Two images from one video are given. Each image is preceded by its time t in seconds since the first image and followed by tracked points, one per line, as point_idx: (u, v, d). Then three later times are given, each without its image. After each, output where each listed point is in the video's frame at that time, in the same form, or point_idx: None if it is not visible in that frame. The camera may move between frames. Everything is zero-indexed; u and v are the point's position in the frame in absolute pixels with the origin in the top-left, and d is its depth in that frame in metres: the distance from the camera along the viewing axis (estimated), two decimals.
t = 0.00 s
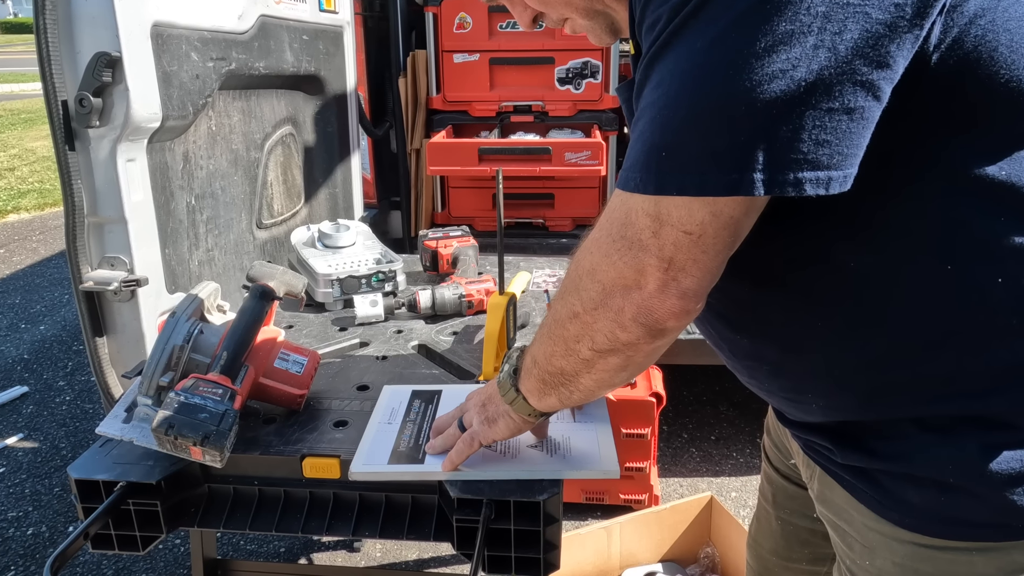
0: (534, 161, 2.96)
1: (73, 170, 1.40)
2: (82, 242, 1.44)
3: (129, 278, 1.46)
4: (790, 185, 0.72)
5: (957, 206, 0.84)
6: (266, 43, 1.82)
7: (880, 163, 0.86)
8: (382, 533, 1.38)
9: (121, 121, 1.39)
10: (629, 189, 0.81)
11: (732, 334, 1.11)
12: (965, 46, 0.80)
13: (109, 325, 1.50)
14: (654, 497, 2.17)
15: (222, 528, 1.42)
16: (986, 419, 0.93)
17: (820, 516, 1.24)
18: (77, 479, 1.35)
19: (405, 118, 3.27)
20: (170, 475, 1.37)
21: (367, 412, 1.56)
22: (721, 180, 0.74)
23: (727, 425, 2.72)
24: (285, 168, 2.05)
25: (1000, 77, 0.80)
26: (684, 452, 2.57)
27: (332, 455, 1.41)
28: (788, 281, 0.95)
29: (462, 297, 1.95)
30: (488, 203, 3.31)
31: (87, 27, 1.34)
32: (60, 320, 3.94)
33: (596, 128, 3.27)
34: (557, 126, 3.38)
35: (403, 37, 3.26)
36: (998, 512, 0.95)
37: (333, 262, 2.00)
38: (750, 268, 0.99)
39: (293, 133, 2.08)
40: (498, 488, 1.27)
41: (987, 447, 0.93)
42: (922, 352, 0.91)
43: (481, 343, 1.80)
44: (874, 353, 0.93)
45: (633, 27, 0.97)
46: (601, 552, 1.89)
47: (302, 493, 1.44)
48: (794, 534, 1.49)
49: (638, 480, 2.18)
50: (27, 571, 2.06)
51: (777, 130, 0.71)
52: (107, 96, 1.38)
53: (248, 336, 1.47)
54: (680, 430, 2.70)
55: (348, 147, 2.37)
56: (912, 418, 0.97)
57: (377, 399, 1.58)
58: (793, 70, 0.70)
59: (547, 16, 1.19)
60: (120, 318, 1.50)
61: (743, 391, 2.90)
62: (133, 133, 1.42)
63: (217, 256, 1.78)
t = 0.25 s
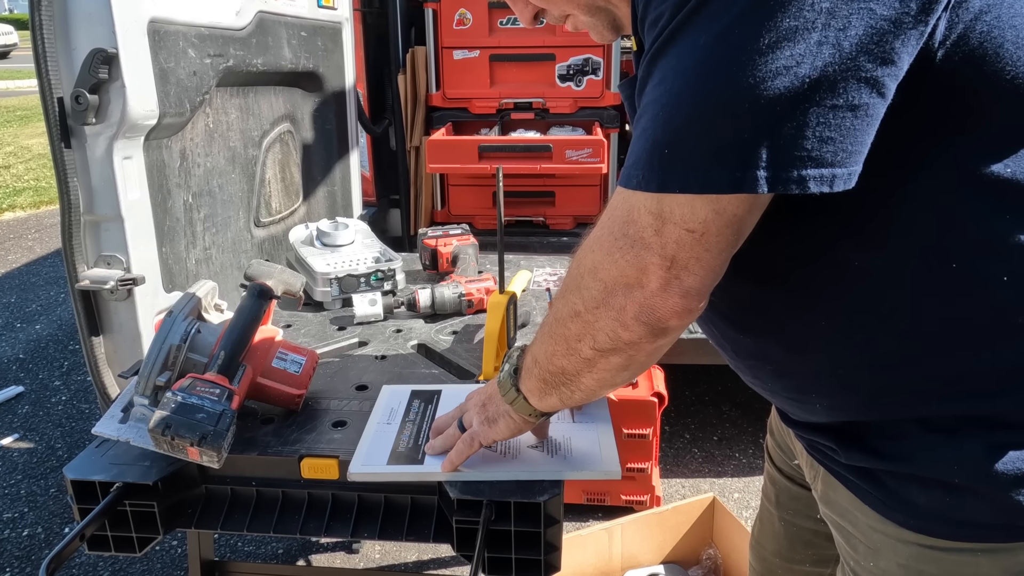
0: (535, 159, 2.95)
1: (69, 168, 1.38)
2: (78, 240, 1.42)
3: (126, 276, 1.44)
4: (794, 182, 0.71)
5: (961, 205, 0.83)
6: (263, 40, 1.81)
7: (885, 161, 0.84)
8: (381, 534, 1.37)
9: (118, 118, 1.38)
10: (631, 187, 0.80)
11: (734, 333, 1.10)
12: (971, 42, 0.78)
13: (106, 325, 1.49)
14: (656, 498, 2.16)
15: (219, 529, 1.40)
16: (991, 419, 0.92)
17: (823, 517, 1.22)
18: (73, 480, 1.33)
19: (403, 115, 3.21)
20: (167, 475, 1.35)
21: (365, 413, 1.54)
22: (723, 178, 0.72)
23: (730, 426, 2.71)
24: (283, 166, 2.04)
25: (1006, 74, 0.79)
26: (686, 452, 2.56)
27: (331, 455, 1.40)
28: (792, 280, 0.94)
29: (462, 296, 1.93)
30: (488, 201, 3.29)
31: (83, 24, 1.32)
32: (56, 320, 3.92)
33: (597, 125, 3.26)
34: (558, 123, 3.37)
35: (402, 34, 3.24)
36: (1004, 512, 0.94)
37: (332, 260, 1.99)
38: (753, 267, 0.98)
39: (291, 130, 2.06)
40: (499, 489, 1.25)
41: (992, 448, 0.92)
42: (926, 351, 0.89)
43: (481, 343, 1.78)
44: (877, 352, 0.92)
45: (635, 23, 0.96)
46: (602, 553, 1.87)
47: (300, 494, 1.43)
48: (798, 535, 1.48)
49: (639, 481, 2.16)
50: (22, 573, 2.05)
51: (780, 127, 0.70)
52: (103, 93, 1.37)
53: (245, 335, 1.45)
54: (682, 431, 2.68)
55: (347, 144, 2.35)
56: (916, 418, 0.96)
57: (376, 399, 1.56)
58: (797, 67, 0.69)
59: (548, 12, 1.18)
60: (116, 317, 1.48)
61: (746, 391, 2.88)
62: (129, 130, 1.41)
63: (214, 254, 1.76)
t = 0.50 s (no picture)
0: (535, 157, 2.93)
1: (65, 165, 1.37)
2: (74, 239, 1.41)
3: (122, 275, 1.43)
4: (797, 179, 0.69)
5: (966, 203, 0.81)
6: (261, 36, 1.79)
7: (890, 159, 0.83)
8: (380, 535, 1.35)
9: (114, 115, 1.36)
10: (634, 184, 0.79)
11: (737, 332, 1.08)
12: (977, 38, 0.77)
13: (102, 324, 1.48)
14: (658, 499, 2.14)
15: (217, 530, 1.39)
16: (998, 418, 0.90)
17: (827, 519, 1.20)
18: (68, 480, 1.32)
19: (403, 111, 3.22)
20: (163, 476, 1.34)
21: (364, 413, 1.53)
22: (726, 176, 0.71)
23: (732, 426, 2.69)
24: (281, 163, 2.02)
25: (1013, 70, 0.78)
26: (688, 453, 2.55)
27: (330, 455, 1.38)
28: (796, 280, 0.92)
29: (462, 295, 1.91)
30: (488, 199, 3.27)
31: (79, 21, 1.31)
32: (51, 319, 3.91)
33: (598, 123, 3.25)
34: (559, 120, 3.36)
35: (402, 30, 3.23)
36: (1010, 513, 0.93)
37: (330, 259, 1.98)
38: (756, 266, 0.96)
39: (289, 128, 2.05)
40: (499, 489, 1.24)
41: (999, 448, 0.90)
42: (930, 350, 0.88)
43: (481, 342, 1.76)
44: (882, 351, 0.90)
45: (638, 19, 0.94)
46: (603, 555, 1.86)
47: (298, 494, 1.41)
48: (801, 536, 1.47)
49: (641, 482, 2.15)
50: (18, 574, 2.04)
51: (784, 124, 0.68)
52: (99, 90, 1.35)
53: (243, 335, 1.44)
54: (684, 431, 2.67)
55: (346, 142, 2.34)
56: (921, 418, 0.94)
57: (375, 399, 1.55)
58: (801, 63, 0.67)
59: (549, 8, 1.17)
60: (113, 316, 1.47)
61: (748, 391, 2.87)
62: (126, 127, 1.40)
63: (212, 253, 1.75)
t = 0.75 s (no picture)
0: (536, 154, 2.91)
1: (61, 163, 1.35)
2: (70, 237, 1.39)
3: (118, 274, 1.41)
4: (801, 177, 0.68)
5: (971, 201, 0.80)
6: (259, 32, 1.78)
7: (895, 156, 0.82)
8: (379, 537, 1.34)
9: (110, 112, 1.35)
10: (636, 182, 0.77)
11: (740, 331, 1.06)
12: (981, 35, 0.75)
13: (98, 323, 1.46)
14: (659, 500, 2.13)
15: (214, 532, 1.37)
16: (1003, 418, 0.89)
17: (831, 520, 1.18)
18: (64, 481, 1.30)
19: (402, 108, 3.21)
20: (160, 477, 1.33)
21: (363, 413, 1.51)
22: (728, 173, 0.69)
23: (735, 426, 2.68)
24: (279, 161, 2.01)
25: (1018, 67, 0.76)
26: (690, 454, 2.53)
27: (329, 456, 1.37)
28: (800, 279, 0.91)
29: (462, 294, 1.90)
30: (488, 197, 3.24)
31: (76, 17, 1.30)
32: (47, 318, 3.89)
33: (599, 120, 3.23)
34: (560, 117, 3.33)
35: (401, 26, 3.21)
36: (1015, 513, 0.91)
37: (328, 257, 1.96)
38: (758, 264, 0.94)
39: (287, 125, 2.03)
40: (499, 490, 1.23)
41: (1004, 447, 0.89)
42: (934, 349, 0.87)
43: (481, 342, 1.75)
44: (886, 351, 0.89)
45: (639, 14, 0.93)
46: (604, 556, 1.84)
47: (296, 496, 1.40)
48: (804, 537, 1.45)
49: (643, 483, 2.13)
50: None
51: (787, 121, 0.67)
52: (96, 87, 1.34)
53: (240, 334, 1.42)
54: (686, 432, 2.65)
55: (345, 140, 2.33)
56: (926, 417, 0.92)
57: (374, 399, 1.53)
58: (805, 59, 0.66)
59: (550, 4, 1.16)
60: (109, 315, 1.45)
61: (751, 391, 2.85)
62: (122, 124, 1.38)
63: (209, 251, 1.73)
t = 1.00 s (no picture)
0: (535, 152, 2.89)
1: (56, 160, 1.34)
2: (66, 236, 1.38)
3: (115, 273, 1.40)
4: (804, 174, 0.67)
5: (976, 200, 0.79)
6: (257, 28, 1.77)
7: (899, 154, 0.80)
8: (378, 538, 1.32)
9: (106, 109, 1.33)
10: (638, 180, 0.76)
11: (743, 330, 1.05)
12: (985, 30, 0.74)
13: (94, 322, 1.44)
14: (661, 501, 2.11)
15: (211, 533, 1.36)
16: (1008, 417, 0.87)
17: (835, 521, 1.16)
18: (60, 482, 1.29)
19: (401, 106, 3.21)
20: (157, 478, 1.31)
21: (362, 413, 1.49)
22: (731, 170, 0.68)
23: (737, 427, 2.66)
24: (277, 159, 1.99)
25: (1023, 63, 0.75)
26: (692, 454, 2.52)
27: (327, 457, 1.35)
28: (803, 278, 0.89)
29: (462, 293, 1.88)
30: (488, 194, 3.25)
31: (71, 13, 1.28)
32: (42, 317, 3.88)
33: (601, 118, 3.20)
34: (561, 115, 3.28)
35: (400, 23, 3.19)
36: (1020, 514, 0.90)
37: (327, 256, 1.95)
38: (760, 263, 0.93)
39: (285, 122, 2.02)
40: (499, 491, 1.21)
41: (1009, 447, 0.87)
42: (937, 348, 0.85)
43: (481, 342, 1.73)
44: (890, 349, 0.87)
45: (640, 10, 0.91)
46: (606, 558, 1.83)
47: (294, 497, 1.38)
48: (808, 538, 1.44)
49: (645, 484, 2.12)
50: None
51: (790, 118, 0.66)
52: (92, 84, 1.33)
53: (238, 333, 1.41)
54: (688, 432, 2.64)
55: (343, 137, 2.31)
56: (930, 417, 0.91)
57: (373, 400, 1.52)
58: (808, 55, 0.65)
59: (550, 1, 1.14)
60: (105, 315, 1.44)
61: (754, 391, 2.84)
62: (119, 121, 1.37)
63: (206, 250, 1.72)
